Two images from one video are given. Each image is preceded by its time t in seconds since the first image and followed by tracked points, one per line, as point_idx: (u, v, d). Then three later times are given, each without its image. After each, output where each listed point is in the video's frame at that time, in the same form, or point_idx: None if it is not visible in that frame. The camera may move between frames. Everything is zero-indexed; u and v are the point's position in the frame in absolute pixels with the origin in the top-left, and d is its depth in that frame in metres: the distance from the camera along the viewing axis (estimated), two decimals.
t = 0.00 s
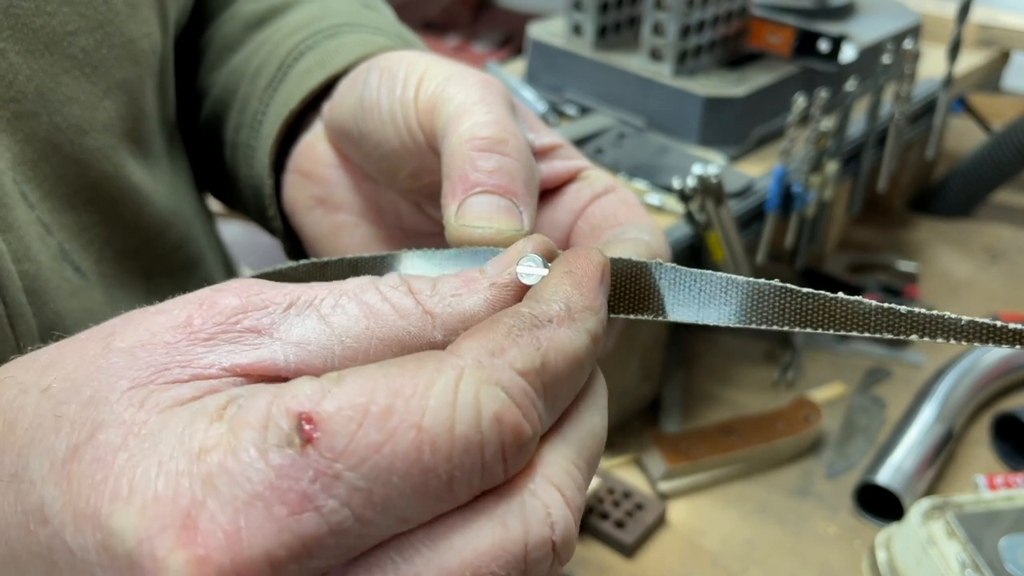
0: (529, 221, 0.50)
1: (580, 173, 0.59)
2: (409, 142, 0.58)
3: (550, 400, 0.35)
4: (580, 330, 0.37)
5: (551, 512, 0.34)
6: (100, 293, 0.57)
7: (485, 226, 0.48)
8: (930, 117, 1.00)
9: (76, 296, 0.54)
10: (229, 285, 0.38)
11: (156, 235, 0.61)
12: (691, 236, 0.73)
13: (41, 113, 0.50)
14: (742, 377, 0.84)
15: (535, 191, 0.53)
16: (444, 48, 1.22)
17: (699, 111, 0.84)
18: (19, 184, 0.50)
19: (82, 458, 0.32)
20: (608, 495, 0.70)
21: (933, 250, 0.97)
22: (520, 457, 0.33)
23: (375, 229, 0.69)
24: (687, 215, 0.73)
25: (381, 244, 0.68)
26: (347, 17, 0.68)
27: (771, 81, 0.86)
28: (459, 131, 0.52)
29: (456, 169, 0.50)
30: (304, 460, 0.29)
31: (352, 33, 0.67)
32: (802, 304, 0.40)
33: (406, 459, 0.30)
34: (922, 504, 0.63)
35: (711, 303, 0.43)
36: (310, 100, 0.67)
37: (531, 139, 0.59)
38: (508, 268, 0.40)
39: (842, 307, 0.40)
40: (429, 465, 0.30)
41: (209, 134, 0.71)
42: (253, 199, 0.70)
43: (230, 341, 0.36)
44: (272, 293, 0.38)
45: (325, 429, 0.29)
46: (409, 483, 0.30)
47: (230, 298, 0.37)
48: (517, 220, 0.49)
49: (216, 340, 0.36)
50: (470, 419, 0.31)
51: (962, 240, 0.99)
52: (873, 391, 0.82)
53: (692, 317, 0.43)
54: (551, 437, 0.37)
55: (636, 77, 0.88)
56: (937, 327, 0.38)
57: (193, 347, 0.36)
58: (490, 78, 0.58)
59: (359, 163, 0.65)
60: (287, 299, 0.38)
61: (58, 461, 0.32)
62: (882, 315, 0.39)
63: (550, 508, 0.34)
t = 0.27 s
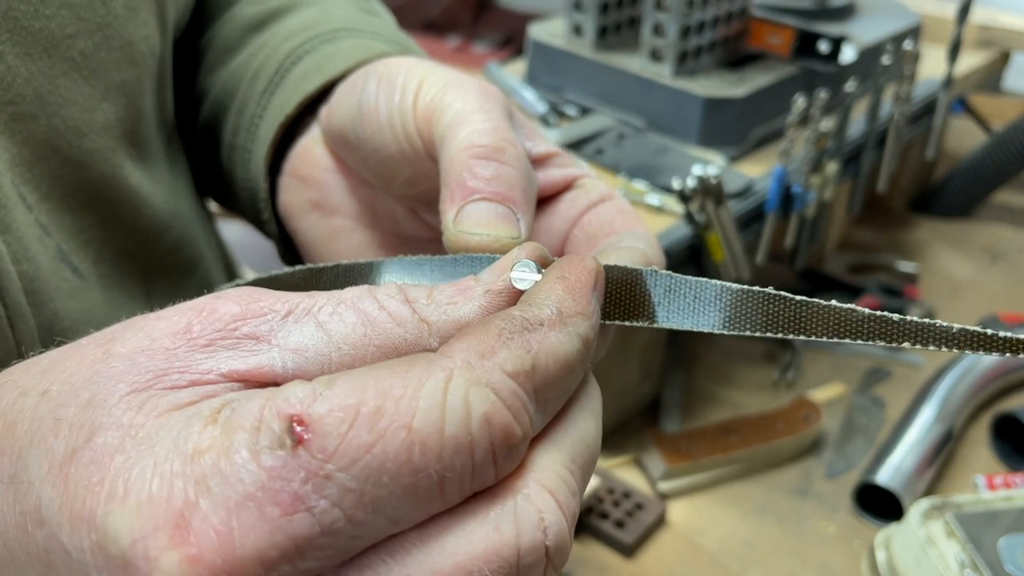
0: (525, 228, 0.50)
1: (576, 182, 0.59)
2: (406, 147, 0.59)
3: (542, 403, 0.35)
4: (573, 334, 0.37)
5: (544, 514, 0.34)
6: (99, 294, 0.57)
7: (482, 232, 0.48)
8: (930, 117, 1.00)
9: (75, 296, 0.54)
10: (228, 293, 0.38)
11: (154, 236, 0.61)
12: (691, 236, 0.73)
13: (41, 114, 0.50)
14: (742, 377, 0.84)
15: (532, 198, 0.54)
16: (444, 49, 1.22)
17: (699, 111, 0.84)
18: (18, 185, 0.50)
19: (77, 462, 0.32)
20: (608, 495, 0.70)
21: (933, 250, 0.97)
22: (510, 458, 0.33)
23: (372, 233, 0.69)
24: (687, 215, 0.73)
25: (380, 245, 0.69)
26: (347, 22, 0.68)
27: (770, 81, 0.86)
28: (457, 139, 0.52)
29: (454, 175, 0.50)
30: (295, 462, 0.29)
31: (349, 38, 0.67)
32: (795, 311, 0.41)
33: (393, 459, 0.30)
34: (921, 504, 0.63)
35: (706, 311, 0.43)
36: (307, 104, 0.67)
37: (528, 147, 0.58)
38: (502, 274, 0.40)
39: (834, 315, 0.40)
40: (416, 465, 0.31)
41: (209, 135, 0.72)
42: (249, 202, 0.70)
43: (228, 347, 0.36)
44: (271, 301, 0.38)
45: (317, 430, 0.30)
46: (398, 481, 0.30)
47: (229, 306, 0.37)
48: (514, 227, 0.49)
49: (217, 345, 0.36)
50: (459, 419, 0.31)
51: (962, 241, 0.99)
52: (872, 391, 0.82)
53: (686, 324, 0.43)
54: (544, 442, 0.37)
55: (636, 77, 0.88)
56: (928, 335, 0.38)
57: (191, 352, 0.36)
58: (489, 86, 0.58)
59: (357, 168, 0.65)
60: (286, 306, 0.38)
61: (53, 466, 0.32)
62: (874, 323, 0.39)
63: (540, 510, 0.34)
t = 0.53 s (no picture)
0: (527, 219, 0.50)
1: (581, 178, 0.60)
2: (410, 142, 0.59)
3: (540, 425, 0.35)
4: (573, 350, 0.37)
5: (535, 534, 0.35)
6: (99, 297, 0.57)
7: (483, 223, 0.48)
8: (933, 117, 1.00)
9: (76, 299, 0.54)
10: (191, 288, 0.37)
11: (155, 238, 0.61)
12: (693, 236, 0.73)
13: (43, 119, 0.50)
14: (744, 377, 0.84)
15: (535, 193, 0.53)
16: (446, 49, 1.22)
17: (700, 110, 0.84)
18: (19, 189, 0.50)
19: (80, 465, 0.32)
20: (610, 495, 0.70)
21: (935, 250, 0.97)
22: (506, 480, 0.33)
23: (376, 230, 0.69)
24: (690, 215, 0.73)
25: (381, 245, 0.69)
26: (351, 22, 0.68)
27: (773, 82, 0.86)
28: (460, 130, 0.52)
29: (456, 166, 0.50)
30: (275, 484, 0.30)
31: (353, 38, 0.67)
32: (798, 305, 0.41)
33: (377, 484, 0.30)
34: (923, 504, 0.63)
35: (709, 304, 0.43)
36: (310, 105, 0.67)
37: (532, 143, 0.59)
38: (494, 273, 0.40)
39: (836, 309, 0.40)
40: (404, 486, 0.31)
41: (212, 135, 0.72)
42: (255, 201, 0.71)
43: (196, 345, 0.36)
44: (237, 293, 0.37)
45: (299, 452, 0.30)
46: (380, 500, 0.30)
47: (193, 302, 0.36)
48: (516, 218, 0.49)
49: (187, 347, 0.36)
50: (448, 445, 0.31)
51: (965, 241, 0.99)
52: (874, 391, 0.82)
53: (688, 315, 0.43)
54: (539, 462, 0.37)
55: (638, 77, 0.88)
56: (932, 331, 0.38)
57: (156, 353, 0.35)
58: (494, 81, 0.58)
59: (360, 164, 0.65)
60: (250, 300, 0.37)
61: (53, 474, 0.32)
62: (877, 318, 0.39)
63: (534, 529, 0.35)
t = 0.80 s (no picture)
0: (519, 235, 0.50)
1: (577, 191, 0.59)
2: (405, 151, 0.59)
3: (539, 407, 0.35)
4: (567, 334, 0.37)
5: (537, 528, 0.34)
6: (99, 295, 0.56)
7: (474, 239, 0.47)
8: (936, 116, 1.00)
9: (75, 298, 0.54)
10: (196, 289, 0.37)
11: (156, 237, 0.61)
12: (697, 234, 0.73)
13: (41, 115, 0.50)
14: (745, 376, 0.84)
15: (530, 206, 0.53)
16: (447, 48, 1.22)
17: (703, 109, 0.84)
18: (17, 187, 0.50)
19: (77, 462, 0.31)
20: (612, 494, 0.70)
21: (938, 250, 0.97)
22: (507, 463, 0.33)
23: (371, 237, 0.68)
24: (693, 213, 0.73)
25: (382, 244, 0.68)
26: (351, 24, 0.68)
27: (776, 79, 0.85)
28: (455, 142, 0.52)
29: (449, 180, 0.50)
30: (275, 463, 0.29)
31: (352, 41, 0.66)
32: (785, 338, 0.40)
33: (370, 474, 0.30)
34: (927, 504, 0.63)
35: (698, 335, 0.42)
36: (308, 108, 0.67)
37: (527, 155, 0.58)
38: (490, 278, 0.40)
39: (824, 346, 0.39)
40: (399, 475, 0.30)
41: (212, 135, 0.71)
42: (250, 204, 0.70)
43: (200, 342, 0.36)
44: (241, 292, 0.37)
45: (298, 430, 0.30)
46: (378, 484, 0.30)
47: (196, 302, 0.36)
48: (508, 234, 0.49)
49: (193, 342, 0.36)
50: (449, 424, 0.31)
51: (967, 240, 0.98)
52: (877, 390, 0.82)
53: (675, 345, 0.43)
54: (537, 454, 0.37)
55: (641, 75, 0.88)
56: (919, 371, 0.38)
57: (159, 350, 0.35)
58: (489, 92, 0.58)
59: (357, 173, 0.65)
60: (254, 300, 0.37)
61: (54, 461, 0.32)
62: (864, 355, 0.38)
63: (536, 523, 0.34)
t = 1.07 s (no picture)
0: (554, 214, 0.49)
1: (597, 180, 0.59)
2: (432, 134, 0.58)
3: (533, 446, 0.33)
4: (572, 363, 0.36)
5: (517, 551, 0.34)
6: (105, 287, 0.56)
7: (509, 215, 0.46)
8: (938, 114, 1.00)
9: (78, 289, 0.53)
10: (179, 292, 0.37)
11: (162, 229, 0.60)
12: (698, 232, 0.73)
13: (50, 102, 0.50)
14: (746, 375, 0.84)
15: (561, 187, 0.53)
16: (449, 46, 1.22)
17: (706, 107, 0.84)
18: (25, 174, 0.50)
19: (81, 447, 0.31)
20: (614, 493, 0.70)
21: (940, 249, 0.97)
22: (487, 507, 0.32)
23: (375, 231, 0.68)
24: (694, 212, 0.73)
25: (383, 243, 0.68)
26: (359, 12, 0.68)
27: (777, 78, 0.85)
28: (489, 123, 0.52)
29: (487, 158, 0.49)
30: (243, 488, 0.29)
31: (363, 29, 0.67)
32: (769, 306, 0.36)
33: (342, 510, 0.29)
34: (928, 504, 0.63)
35: (681, 302, 0.39)
36: (320, 94, 0.68)
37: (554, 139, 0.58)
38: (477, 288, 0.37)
39: (810, 313, 0.36)
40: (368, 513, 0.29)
41: (216, 129, 0.71)
42: (261, 193, 0.70)
43: (181, 349, 0.35)
44: (225, 302, 0.36)
45: (270, 455, 0.29)
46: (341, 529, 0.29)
47: (179, 307, 0.36)
48: (544, 212, 0.48)
49: (169, 356, 0.34)
50: (425, 459, 0.30)
51: (969, 240, 0.98)
52: (879, 390, 0.81)
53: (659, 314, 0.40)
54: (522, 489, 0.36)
55: (642, 74, 0.88)
56: (910, 343, 0.34)
57: (136, 357, 0.34)
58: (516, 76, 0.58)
59: (376, 156, 0.65)
60: (235, 309, 0.36)
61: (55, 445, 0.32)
62: (854, 326, 0.35)
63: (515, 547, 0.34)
